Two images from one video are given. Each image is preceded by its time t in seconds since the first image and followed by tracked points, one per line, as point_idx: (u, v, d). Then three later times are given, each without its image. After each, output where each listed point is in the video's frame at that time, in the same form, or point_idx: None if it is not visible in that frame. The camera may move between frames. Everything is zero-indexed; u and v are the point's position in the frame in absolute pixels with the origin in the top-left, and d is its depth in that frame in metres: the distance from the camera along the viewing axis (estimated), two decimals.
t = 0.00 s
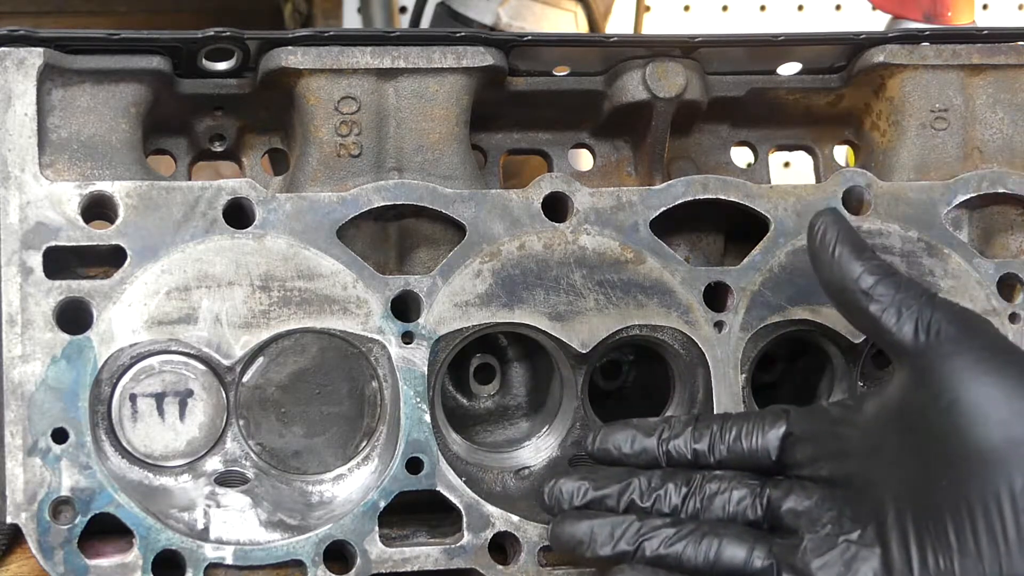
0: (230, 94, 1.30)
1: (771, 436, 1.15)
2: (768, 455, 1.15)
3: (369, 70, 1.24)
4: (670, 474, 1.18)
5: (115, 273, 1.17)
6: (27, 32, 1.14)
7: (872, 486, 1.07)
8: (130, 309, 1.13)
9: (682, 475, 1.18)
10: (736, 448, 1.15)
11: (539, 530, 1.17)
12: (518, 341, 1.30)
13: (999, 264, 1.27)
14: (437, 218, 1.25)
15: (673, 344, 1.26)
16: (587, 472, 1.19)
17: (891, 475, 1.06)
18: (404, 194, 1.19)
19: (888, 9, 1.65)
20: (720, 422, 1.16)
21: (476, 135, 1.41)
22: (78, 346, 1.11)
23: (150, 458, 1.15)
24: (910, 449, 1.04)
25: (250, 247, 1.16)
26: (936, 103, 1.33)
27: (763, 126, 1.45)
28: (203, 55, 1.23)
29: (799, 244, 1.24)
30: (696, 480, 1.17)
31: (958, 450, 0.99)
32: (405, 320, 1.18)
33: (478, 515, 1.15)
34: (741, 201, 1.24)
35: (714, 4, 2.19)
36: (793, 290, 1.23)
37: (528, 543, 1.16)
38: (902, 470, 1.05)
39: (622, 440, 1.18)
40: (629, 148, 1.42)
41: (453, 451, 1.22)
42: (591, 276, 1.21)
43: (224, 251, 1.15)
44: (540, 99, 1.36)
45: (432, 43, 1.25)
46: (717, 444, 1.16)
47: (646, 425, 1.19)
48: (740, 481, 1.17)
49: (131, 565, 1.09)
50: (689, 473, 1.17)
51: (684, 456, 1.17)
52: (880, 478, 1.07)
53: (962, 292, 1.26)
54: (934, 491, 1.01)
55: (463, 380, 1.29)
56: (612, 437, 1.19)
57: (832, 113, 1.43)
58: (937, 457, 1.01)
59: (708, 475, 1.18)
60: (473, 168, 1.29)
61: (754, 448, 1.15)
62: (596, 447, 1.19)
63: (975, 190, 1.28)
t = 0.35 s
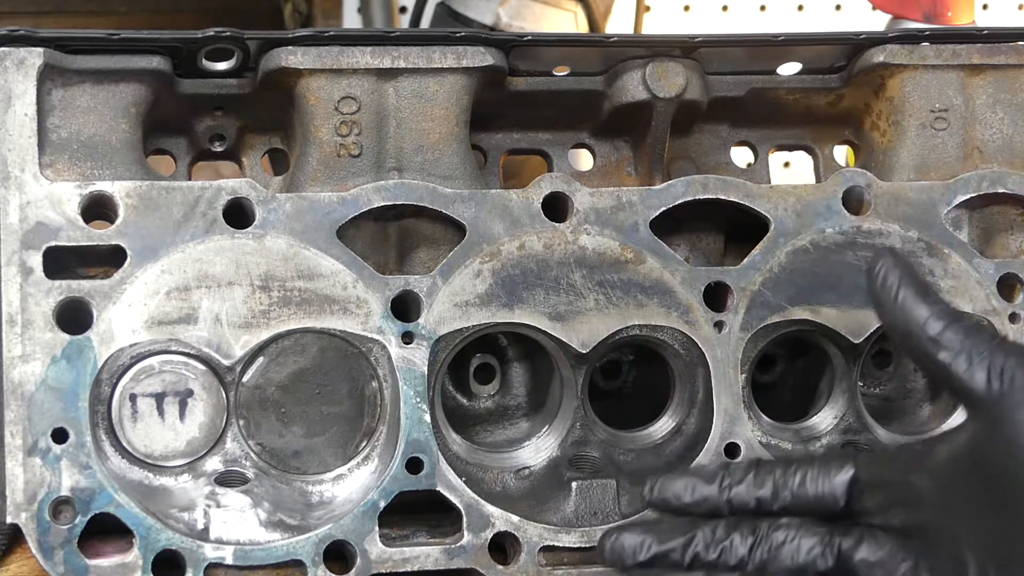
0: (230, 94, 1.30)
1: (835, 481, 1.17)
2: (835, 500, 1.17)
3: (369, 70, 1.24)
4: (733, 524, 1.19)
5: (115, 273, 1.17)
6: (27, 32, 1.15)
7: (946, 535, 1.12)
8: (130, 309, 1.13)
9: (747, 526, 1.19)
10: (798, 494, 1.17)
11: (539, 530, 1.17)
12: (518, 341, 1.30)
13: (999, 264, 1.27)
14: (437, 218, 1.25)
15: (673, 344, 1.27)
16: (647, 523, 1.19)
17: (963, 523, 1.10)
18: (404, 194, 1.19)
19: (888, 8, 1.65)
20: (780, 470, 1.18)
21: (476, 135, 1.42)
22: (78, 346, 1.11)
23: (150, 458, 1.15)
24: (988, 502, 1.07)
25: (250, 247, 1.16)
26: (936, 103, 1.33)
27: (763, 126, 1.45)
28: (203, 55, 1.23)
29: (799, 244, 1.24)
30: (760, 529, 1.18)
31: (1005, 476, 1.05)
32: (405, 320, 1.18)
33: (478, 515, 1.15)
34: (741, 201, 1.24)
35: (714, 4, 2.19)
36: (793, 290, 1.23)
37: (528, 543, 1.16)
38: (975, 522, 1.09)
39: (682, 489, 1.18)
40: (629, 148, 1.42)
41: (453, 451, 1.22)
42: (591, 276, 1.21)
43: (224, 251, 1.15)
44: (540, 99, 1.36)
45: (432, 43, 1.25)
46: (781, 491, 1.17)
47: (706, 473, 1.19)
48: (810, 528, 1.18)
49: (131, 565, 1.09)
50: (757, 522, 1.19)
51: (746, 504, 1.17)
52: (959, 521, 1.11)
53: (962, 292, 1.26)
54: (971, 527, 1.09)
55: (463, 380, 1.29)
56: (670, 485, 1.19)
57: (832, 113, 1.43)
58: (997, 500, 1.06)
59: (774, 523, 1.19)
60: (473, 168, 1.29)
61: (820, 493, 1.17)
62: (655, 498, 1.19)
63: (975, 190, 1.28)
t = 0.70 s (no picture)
0: (230, 94, 1.30)
1: (999, 497, 1.05)
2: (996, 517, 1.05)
3: (369, 70, 1.24)
4: (893, 532, 1.10)
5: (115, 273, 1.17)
6: (27, 32, 1.15)
7: None
8: (130, 308, 1.13)
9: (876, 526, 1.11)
10: (964, 506, 1.07)
11: (539, 530, 1.16)
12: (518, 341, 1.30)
13: (999, 264, 1.27)
14: (437, 218, 1.25)
15: (673, 344, 1.27)
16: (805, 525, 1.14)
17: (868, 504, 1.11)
18: (404, 194, 1.19)
19: (888, 9, 1.65)
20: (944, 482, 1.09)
21: (476, 135, 1.41)
22: (78, 346, 1.11)
23: (150, 458, 1.15)
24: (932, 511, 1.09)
25: (250, 247, 1.16)
26: (936, 103, 1.33)
27: (762, 126, 1.45)
28: (203, 56, 1.23)
29: (799, 244, 1.24)
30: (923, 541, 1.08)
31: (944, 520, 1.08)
32: (406, 320, 1.18)
33: (478, 515, 1.15)
34: (741, 201, 1.24)
35: (714, 4, 2.19)
36: (793, 289, 1.23)
37: (528, 543, 1.16)
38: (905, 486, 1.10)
39: (841, 496, 1.12)
40: (629, 148, 1.42)
41: (453, 451, 1.22)
42: (591, 276, 1.21)
43: (224, 251, 1.15)
44: (541, 99, 1.36)
45: (432, 43, 1.25)
46: (943, 503, 1.08)
47: (864, 482, 1.13)
48: (969, 542, 1.07)
49: (131, 565, 1.09)
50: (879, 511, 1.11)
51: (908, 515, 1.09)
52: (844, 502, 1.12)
53: (963, 292, 1.26)
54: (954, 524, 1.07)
55: (463, 380, 1.29)
56: (829, 492, 1.14)
57: (832, 113, 1.43)
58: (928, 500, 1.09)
59: (932, 535, 1.08)
60: (473, 168, 1.29)
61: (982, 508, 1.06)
62: (814, 502, 1.14)
63: (975, 190, 1.28)
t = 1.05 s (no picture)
0: (230, 94, 1.30)
1: None
2: None
3: (369, 70, 1.24)
4: (980, 514, 1.17)
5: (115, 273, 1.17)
6: (27, 32, 1.15)
7: None
8: (130, 308, 1.13)
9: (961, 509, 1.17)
10: None
11: (539, 530, 1.16)
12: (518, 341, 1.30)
13: (999, 264, 1.27)
14: (437, 218, 1.25)
15: (673, 344, 1.27)
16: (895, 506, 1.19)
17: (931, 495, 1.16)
18: (403, 194, 1.19)
19: (887, 8, 1.65)
20: None
21: (477, 135, 1.41)
22: (78, 346, 1.11)
23: (150, 458, 1.15)
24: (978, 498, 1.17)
25: (250, 247, 1.16)
26: (936, 103, 1.33)
27: (763, 126, 1.45)
28: (203, 56, 1.23)
29: (799, 244, 1.24)
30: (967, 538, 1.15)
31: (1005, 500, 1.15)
32: (406, 320, 1.18)
33: (478, 515, 1.15)
34: (741, 201, 1.24)
35: (714, 4, 2.19)
36: (793, 289, 1.23)
37: (528, 543, 1.16)
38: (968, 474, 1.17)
39: (931, 478, 1.18)
40: (629, 148, 1.42)
41: (453, 451, 1.22)
42: (591, 276, 1.21)
43: (224, 251, 1.15)
44: (541, 99, 1.36)
45: (432, 43, 1.25)
46: None
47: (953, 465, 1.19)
48: None
49: (131, 565, 1.09)
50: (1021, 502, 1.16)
51: (995, 498, 1.15)
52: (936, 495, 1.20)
53: (963, 292, 1.26)
54: None
55: (463, 380, 1.29)
56: (918, 474, 1.19)
57: (832, 113, 1.43)
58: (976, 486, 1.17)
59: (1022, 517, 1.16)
60: (473, 168, 1.29)
61: None
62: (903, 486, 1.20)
63: (975, 190, 1.28)
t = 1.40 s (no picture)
0: (230, 94, 1.30)
1: None
2: None
3: (369, 70, 1.24)
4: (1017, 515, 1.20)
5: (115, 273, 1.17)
6: (28, 32, 1.15)
7: None
8: (130, 308, 1.13)
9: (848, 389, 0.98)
10: None
11: (539, 530, 1.16)
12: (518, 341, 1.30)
13: (999, 264, 1.27)
14: (437, 218, 1.25)
15: (673, 344, 1.27)
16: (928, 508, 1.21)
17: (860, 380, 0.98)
18: (403, 194, 1.19)
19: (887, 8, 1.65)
20: None
21: (476, 135, 1.41)
22: (78, 346, 1.11)
23: (150, 458, 1.15)
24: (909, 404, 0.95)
25: (250, 247, 1.16)
26: (936, 103, 1.33)
27: (763, 126, 1.45)
28: (203, 56, 1.23)
29: (800, 244, 1.24)
30: (846, 412, 0.98)
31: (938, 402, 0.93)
32: (406, 320, 1.18)
33: (478, 515, 1.15)
34: (741, 201, 1.24)
35: (714, 4, 2.19)
36: (793, 290, 1.23)
37: (528, 543, 1.16)
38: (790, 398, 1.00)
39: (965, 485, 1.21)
40: (629, 148, 1.42)
41: (453, 451, 1.22)
42: (591, 276, 1.21)
43: (224, 251, 1.15)
44: (540, 99, 1.36)
45: (432, 43, 1.25)
46: None
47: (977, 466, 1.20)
48: None
49: (131, 565, 1.09)
50: (784, 405, 1.00)
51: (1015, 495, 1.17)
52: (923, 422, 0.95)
53: (962, 292, 1.26)
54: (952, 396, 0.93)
55: (463, 380, 1.30)
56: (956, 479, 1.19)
57: (832, 113, 1.43)
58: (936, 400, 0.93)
59: None
60: (473, 168, 1.29)
61: None
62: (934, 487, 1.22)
63: (975, 190, 1.28)
